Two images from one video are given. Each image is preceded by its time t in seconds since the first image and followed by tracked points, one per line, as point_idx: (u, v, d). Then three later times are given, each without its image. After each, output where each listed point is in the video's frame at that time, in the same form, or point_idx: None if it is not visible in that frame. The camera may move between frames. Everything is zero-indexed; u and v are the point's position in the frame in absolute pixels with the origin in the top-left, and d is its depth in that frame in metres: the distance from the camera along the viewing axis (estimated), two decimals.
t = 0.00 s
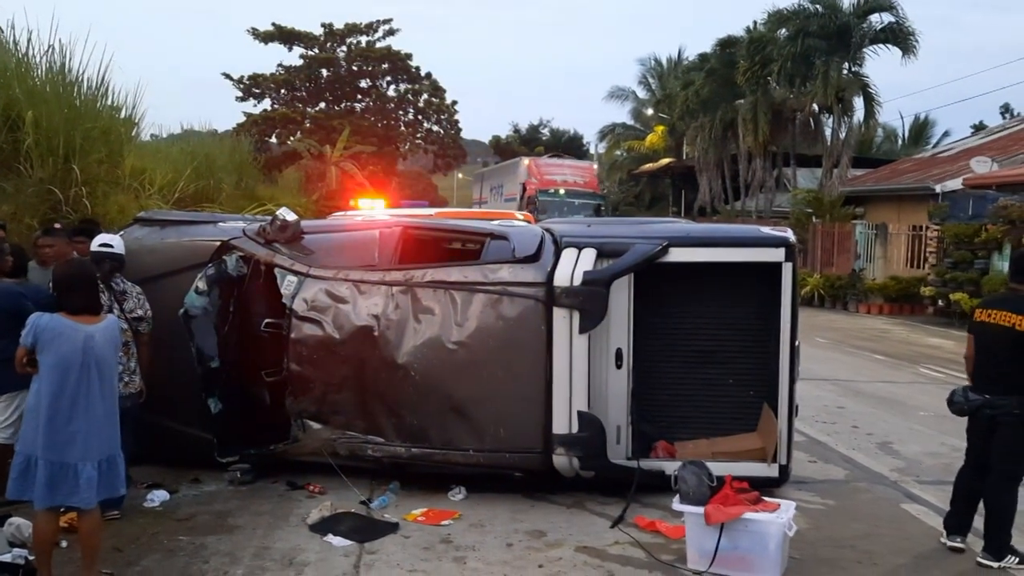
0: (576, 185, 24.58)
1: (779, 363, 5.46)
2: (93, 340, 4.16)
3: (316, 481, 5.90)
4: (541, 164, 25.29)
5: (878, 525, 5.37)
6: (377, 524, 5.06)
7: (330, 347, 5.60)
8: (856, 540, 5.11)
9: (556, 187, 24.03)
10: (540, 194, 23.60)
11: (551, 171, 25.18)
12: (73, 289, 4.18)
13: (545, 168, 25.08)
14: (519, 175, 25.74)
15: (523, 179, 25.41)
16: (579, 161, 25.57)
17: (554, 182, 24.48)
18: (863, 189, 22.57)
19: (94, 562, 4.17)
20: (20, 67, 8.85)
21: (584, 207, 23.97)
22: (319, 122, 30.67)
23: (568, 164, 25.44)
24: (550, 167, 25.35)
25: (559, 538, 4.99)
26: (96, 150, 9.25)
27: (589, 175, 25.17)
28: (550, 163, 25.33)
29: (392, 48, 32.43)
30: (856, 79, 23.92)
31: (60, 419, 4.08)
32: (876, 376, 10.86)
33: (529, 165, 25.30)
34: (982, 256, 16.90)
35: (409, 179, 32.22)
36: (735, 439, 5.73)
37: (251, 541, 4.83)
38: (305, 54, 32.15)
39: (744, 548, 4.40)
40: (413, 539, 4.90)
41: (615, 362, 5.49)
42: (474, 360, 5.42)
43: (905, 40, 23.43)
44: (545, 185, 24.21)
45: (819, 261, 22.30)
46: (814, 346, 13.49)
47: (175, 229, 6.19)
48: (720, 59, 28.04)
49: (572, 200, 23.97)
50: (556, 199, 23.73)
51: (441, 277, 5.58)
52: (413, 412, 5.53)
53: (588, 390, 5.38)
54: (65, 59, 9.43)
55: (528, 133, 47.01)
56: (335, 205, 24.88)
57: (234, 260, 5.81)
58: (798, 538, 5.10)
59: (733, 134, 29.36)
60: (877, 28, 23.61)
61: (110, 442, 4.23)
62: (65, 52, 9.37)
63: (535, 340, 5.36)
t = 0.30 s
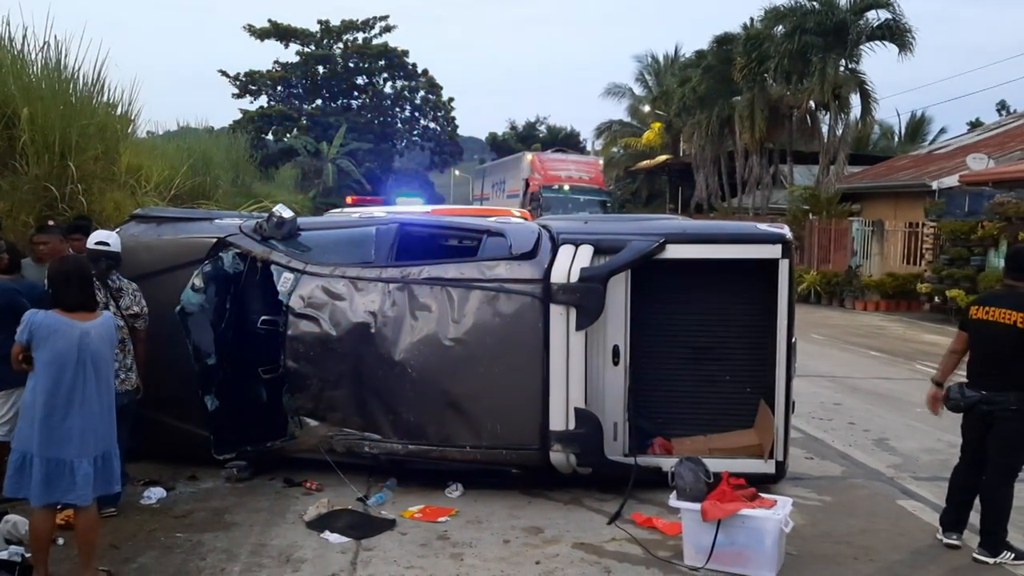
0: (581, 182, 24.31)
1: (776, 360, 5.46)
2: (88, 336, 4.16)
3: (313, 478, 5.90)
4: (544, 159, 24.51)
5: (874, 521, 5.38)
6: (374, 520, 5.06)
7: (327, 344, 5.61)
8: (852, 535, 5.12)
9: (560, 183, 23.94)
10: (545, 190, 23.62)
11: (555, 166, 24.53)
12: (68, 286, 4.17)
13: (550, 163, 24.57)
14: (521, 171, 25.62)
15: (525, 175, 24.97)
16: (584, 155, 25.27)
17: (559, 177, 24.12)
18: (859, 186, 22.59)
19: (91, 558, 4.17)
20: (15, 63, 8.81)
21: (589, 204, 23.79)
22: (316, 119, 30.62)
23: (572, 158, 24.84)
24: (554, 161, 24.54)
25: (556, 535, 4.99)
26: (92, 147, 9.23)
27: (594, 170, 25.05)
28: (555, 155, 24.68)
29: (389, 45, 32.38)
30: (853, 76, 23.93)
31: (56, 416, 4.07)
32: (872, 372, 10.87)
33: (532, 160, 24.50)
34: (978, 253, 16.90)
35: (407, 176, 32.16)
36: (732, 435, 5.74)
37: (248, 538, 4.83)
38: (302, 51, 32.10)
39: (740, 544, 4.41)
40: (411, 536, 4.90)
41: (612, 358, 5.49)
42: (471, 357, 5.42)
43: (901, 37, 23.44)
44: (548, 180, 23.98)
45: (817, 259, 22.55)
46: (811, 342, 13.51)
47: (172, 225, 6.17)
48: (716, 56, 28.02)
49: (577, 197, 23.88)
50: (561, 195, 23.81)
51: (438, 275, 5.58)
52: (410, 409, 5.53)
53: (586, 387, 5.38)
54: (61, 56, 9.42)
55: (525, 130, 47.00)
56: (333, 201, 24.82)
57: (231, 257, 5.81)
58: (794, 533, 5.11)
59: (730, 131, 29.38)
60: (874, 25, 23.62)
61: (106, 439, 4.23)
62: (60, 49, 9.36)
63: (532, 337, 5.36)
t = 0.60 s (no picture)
0: (590, 180, 24.01)
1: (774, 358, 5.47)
2: (87, 335, 4.16)
3: (312, 477, 5.90)
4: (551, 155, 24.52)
5: (872, 519, 5.39)
6: (373, 519, 5.07)
7: (326, 343, 5.61)
8: (850, 534, 5.13)
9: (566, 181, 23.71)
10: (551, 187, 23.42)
11: (561, 162, 24.35)
12: (67, 285, 4.17)
13: (555, 160, 24.14)
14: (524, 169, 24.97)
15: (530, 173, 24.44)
16: (589, 152, 25.10)
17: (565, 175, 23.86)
18: (858, 184, 22.61)
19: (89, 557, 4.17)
20: (12, 63, 8.81)
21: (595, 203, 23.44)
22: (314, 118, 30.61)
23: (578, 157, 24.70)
24: (559, 158, 24.49)
25: (554, 533, 5.00)
26: (90, 146, 9.24)
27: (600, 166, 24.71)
28: (560, 154, 24.55)
29: (387, 44, 32.37)
30: (851, 75, 23.97)
31: (54, 415, 4.08)
32: (870, 370, 10.90)
33: (538, 157, 24.31)
34: (976, 252, 16.92)
35: (405, 175, 32.09)
36: (729, 434, 5.75)
37: (247, 536, 4.83)
38: (300, 50, 32.08)
39: (738, 542, 4.42)
40: (409, 534, 4.91)
41: (610, 357, 5.50)
42: (469, 356, 5.43)
43: (899, 36, 23.45)
44: (555, 178, 23.58)
45: (815, 258, 22.48)
46: (809, 341, 13.53)
47: (171, 224, 6.18)
48: (715, 54, 28.00)
49: (585, 194, 23.60)
50: (565, 193, 23.60)
51: (436, 273, 5.58)
52: (408, 407, 5.53)
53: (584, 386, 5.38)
54: (58, 55, 9.43)
55: (523, 128, 47.02)
56: (331, 200, 24.73)
57: (230, 256, 5.81)
58: (792, 532, 5.12)
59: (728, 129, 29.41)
60: (872, 24, 23.53)
61: (105, 437, 4.23)
62: (58, 48, 9.37)
63: (530, 335, 5.37)
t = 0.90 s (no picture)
0: (604, 176, 20.53)
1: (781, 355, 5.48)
2: (97, 333, 4.18)
3: (320, 474, 5.92)
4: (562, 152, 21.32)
5: (879, 515, 5.39)
6: (380, 516, 5.08)
7: (333, 340, 5.63)
8: (857, 529, 5.13)
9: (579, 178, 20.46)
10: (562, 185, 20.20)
11: (574, 158, 21.00)
12: (75, 282, 4.19)
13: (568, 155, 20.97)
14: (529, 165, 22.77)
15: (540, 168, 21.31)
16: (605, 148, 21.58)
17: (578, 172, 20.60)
18: (864, 182, 22.59)
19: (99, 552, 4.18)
20: (20, 65, 8.85)
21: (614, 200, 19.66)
22: (319, 117, 30.67)
23: (593, 152, 21.39)
24: (571, 154, 21.26)
25: (562, 529, 5.01)
26: (96, 146, 9.29)
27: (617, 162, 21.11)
28: (573, 149, 21.38)
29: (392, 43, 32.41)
30: (857, 72, 23.98)
31: (66, 412, 4.10)
32: (877, 367, 10.89)
33: (548, 154, 21.13)
34: (983, 248, 16.89)
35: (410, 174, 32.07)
36: (736, 430, 5.78)
37: (256, 533, 4.85)
38: (305, 49, 32.12)
39: (746, 538, 4.43)
40: (418, 531, 4.93)
41: (617, 354, 5.51)
42: (476, 353, 5.44)
43: (905, 32, 23.59)
44: (567, 175, 20.41)
45: (822, 253, 22.15)
46: (816, 338, 13.51)
47: (180, 224, 6.21)
48: (719, 52, 28.03)
49: (599, 192, 20.20)
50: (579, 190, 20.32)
51: (443, 271, 5.59)
52: (415, 405, 5.55)
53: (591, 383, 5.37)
54: (66, 55, 9.48)
55: (528, 127, 47.03)
56: (336, 200, 24.73)
57: (237, 255, 5.79)
58: (799, 527, 5.12)
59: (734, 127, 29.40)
60: (878, 20, 23.71)
61: (115, 434, 4.26)
62: (65, 49, 9.42)
63: (536, 333, 5.38)
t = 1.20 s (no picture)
0: (658, 175, 18.80)
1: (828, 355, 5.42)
2: (151, 332, 4.28)
3: (366, 471, 5.99)
4: (614, 149, 19.53)
5: (930, 517, 5.31)
6: (425, 512, 5.13)
7: (379, 339, 5.72)
8: (907, 531, 5.06)
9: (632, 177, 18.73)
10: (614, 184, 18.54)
11: (625, 156, 19.33)
12: (129, 282, 4.28)
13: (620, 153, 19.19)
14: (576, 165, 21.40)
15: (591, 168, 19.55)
16: (658, 144, 19.67)
17: (631, 171, 18.91)
18: (914, 179, 22.19)
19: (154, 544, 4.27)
20: (76, 71, 9.11)
21: (667, 200, 18.26)
22: (363, 120, 30.98)
23: (646, 149, 19.50)
24: (623, 152, 19.50)
25: (606, 528, 5.00)
26: (148, 151, 9.49)
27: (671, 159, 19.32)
28: (626, 148, 19.58)
29: (435, 45, 32.55)
30: (906, 68, 23.62)
31: (121, 409, 4.20)
32: (928, 368, 10.70)
33: (599, 150, 19.43)
34: None
35: (453, 176, 32.11)
36: (783, 430, 5.72)
37: (304, 528, 4.92)
38: (349, 52, 32.42)
39: (793, 538, 4.39)
40: (462, 528, 4.96)
41: (660, 353, 5.52)
42: (520, 353, 5.46)
43: (956, 27, 23.22)
44: (619, 173, 18.77)
45: (870, 252, 21.95)
46: (866, 339, 13.30)
47: (228, 224, 6.31)
48: (764, 48, 27.74)
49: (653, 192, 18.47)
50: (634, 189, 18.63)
51: (487, 270, 5.62)
52: (460, 403, 5.58)
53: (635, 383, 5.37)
54: (119, 63, 9.71)
55: (571, 127, 46.96)
56: (379, 202, 24.80)
57: (285, 255, 5.96)
58: (847, 529, 5.06)
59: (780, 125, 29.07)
60: (928, 15, 23.36)
61: (169, 430, 4.34)
62: (118, 56, 9.65)
63: (580, 332, 5.38)
